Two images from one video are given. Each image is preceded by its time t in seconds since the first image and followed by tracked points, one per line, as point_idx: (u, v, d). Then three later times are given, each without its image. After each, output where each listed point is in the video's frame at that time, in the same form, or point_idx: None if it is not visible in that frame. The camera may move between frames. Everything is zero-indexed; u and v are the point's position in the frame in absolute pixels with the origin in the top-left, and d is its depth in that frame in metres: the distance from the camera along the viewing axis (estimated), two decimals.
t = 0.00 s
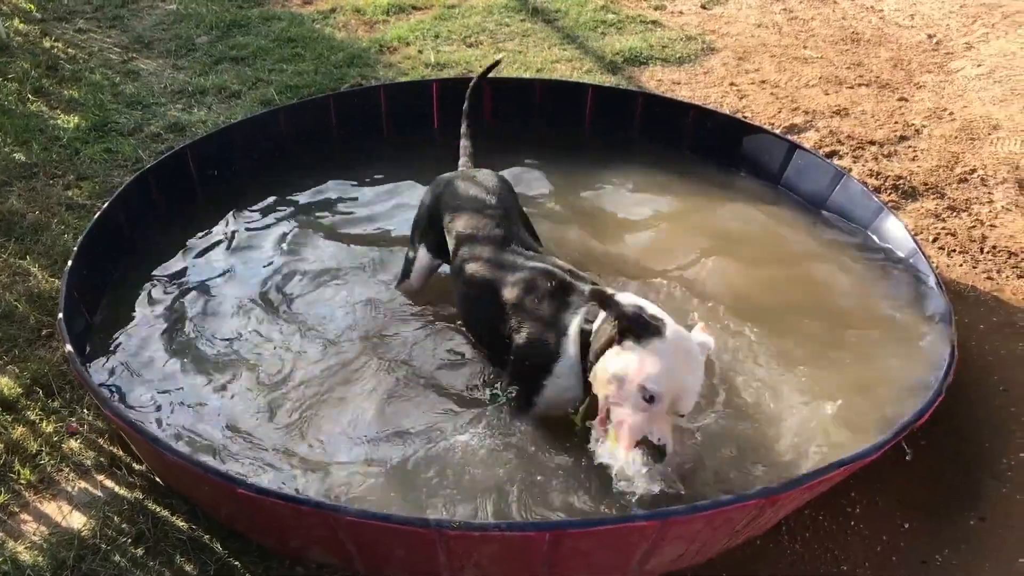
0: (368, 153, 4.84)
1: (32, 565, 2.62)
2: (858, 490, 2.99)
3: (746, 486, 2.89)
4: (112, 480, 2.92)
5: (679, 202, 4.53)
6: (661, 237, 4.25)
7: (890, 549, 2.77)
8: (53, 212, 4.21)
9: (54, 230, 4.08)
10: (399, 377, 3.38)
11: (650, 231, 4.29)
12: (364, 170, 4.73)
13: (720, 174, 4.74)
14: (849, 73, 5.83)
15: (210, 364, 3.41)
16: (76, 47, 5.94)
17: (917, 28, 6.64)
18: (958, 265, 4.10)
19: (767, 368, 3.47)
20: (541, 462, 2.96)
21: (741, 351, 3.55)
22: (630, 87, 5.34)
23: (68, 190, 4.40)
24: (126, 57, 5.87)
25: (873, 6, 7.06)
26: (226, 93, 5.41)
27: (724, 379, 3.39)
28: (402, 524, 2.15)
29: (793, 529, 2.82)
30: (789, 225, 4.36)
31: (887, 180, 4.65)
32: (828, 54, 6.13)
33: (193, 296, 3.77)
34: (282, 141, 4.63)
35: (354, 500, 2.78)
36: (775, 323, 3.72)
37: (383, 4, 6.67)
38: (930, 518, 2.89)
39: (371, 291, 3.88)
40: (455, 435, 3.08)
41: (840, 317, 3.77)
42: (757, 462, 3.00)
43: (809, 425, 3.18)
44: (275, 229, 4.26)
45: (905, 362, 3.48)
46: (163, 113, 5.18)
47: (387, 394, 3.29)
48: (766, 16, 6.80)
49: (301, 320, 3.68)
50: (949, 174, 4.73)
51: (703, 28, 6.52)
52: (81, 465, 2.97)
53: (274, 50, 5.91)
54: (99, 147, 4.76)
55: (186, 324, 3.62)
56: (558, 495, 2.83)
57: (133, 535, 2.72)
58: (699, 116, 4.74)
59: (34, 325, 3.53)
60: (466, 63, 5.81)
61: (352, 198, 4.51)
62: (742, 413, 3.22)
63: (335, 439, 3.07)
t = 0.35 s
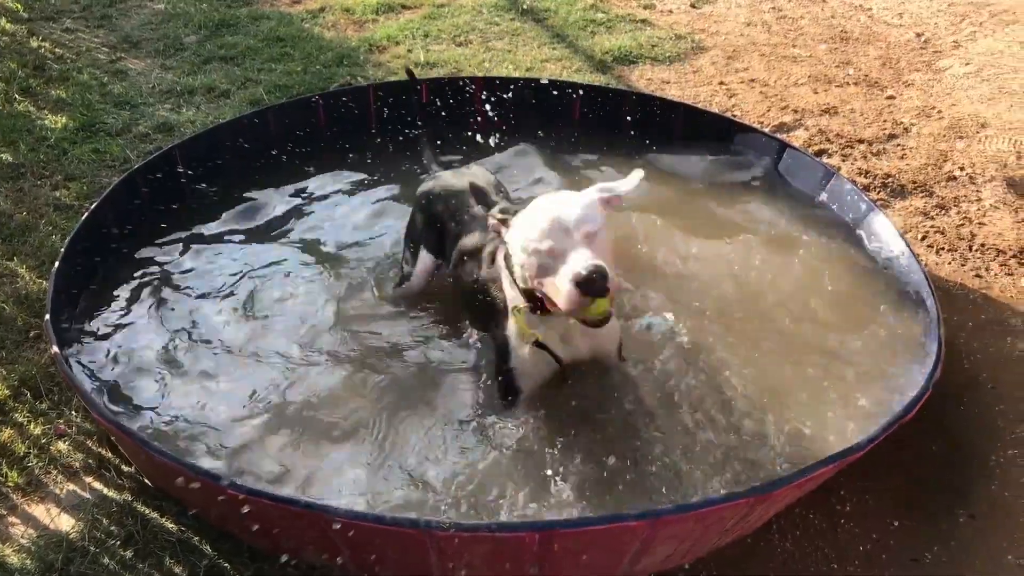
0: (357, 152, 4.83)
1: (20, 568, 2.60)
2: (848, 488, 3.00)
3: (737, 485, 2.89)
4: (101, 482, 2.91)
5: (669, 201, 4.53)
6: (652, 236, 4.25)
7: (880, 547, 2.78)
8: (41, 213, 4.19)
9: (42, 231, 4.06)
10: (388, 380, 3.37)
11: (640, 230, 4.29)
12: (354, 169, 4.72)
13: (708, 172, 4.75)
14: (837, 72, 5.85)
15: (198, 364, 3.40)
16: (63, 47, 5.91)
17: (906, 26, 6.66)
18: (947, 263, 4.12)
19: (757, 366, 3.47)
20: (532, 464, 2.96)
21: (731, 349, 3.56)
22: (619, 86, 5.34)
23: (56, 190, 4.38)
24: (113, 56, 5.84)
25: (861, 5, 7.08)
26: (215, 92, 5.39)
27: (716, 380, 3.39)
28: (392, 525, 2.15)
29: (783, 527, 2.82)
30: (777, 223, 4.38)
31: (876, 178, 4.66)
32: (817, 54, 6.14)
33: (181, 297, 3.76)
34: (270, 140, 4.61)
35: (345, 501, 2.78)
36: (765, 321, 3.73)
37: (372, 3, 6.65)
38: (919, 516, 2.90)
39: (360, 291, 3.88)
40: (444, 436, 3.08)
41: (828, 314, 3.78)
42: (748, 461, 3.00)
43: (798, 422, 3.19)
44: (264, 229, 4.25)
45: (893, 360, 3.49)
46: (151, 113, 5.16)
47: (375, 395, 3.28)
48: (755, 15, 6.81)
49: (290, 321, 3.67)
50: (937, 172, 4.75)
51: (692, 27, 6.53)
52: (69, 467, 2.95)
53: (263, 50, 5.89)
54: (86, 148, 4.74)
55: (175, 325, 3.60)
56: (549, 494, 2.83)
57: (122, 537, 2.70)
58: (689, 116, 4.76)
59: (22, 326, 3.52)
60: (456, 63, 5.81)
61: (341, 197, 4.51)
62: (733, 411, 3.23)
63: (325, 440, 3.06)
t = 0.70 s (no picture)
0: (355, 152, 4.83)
1: (16, 568, 2.60)
2: (845, 489, 3.00)
3: (734, 487, 2.89)
4: (97, 482, 2.90)
5: (667, 202, 4.53)
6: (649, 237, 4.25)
7: (877, 548, 2.78)
8: (37, 212, 4.18)
9: (38, 230, 4.05)
10: (384, 380, 3.36)
11: (638, 231, 4.29)
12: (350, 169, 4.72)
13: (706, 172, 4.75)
14: (835, 74, 5.86)
15: (194, 363, 3.39)
16: (60, 46, 5.89)
17: (903, 28, 6.67)
18: (944, 265, 4.12)
19: (754, 368, 3.47)
20: (529, 464, 2.96)
21: (728, 350, 3.56)
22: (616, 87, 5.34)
23: (52, 190, 4.37)
24: (110, 55, 5.83)
25: (859, 6, 7.08)
26: (212, 92, 5.38)
27: (713, 381, 3.39)
28: (389, 525, 2.14)
29: (780, 528, 2.82)
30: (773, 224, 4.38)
31: (873, 180, 4.67)
32: (815, 55, 6.14)
33: (177, 297, 3.75)
34: (267, 140, 4.61)
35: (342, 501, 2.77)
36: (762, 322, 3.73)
37: (370, 3, 6.65)
38: (916, 517, 2.90)
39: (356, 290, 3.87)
40: (441, 436, 3.07)
41: (823, 315, 3.78)
42: (745, 463, 3.00)
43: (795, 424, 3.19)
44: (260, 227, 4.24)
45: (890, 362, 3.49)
46: (148, 112, 5.15)
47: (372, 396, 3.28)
48: (753, 16, 6.82)
49: (286, 320, 3.67)
50: (934, 174, 4.75)
51: (690, 28, 6.53)
52: (65, 467, 2.95)
53: (260, 49, 5.89)
54: (83, 147, 4.73)
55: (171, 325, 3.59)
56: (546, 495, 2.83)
57: (118, 538, 2.70)
58: (687, 117, 4.76)
59: (18, 326, 3.51)
60: (453, 63, 5.81)
61: (337, 196, 4.50)
62: (730, 413, 3.23)
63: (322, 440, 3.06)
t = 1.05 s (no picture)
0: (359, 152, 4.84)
1: (20, 566, 2.60)
2: (848, 492, 3.00)
3: (737, 488, 2.88)
4: (101, 481, 2.90)
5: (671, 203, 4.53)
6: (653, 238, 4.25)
7: (880, 551, 2.78)
8: (42, 211, 4.19)
9: (43, 229, 4.06)
10: (389, 380, 3.37)
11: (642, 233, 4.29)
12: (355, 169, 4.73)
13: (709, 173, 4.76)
14: (839, 76, 5.85)
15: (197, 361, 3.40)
16: (65, 45, 5.91)
17: (908, 31, 6.67)
18: (948, 268, 4.12)
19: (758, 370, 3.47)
20: (533, 464, 2.96)
21: (732, 353, 3.56)
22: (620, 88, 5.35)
23: (57, 189, 4.37)
24: (115, 55, 5.84)
25: (863, 9, 7.08)
26: (217, 92, 5.39)
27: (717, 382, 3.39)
28: (392, 524, 2.15)
29: (783, 531, 2.82)
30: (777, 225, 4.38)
31: (877, 183, 4.67)
32: (819, 57, 6.14)
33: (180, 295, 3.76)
34: (271, 140, 4.62)
35: (345, 501, 2.78)
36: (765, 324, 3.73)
37: (375, 3, 6.66)
38: (918, 520, 2.90)
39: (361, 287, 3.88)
40: (445, 437, 3.07)
41: (827, 317, 3.78)
42: (749, 464, 3.00)
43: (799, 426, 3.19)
44: (262, 224, 4.24)
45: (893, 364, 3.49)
46: (153, 112, 5.16)
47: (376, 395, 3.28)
48: (758, 18, 6.82)
49: (289, 318, 3.67)
50: (938, 177, 4.75)
51: (694, 30, 6.54)
52: (70, 466, 2.95)
53: (265, 49, 5.90)
54: (88, 146, 4.74)
55: (174, 323, 3.60)
56: (550, 495, 2.83)
57: (122, 536, 2.70)
58: (690, 119, 4.77)
59: (23, 324, 3.51)
60: (458, 64, 5.81)
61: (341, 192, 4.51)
62: (733, 414, 3.23)
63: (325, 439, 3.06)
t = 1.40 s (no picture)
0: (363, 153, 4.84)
1: (24, 566, 2.60)
2: (852, 495, 2.99)
3: (742, 490, 2.88)
4: (105, 482, 2.91)
5: (675, 205, 4.53)
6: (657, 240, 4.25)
7: (884, 553, 2.78)
8: (47, 213, 4.19)
9: (47, 230, 4.07)
10: (393, 380, 3.37)
11: (646, 233, 4.29)
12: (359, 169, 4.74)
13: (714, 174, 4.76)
14: (843, 78, 5.85)
15: (201, 360, 3.40)
16: (70, 47, 5.92)
17: (912, 33, 6.66)
18: (952, 270, 4.12)
19: (763, 372, 3.47)
20: (537, 465, 2.96)
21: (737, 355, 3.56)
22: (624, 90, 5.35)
23: (62, 190, 4.38)
24: (120, 56, 5.86)
25: (868, 11, 7.08)
26: (221, 93, 5.40)
27: (721, 385, 3.39)
28: (395, 524, 2.15)
29: (787, 533, 2.81)
30: (781, 227, 4.38)
31: (882, 185, 4.66)
32: (823, 59, 6.14)
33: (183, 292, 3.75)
34: (275, 140, 4.62)
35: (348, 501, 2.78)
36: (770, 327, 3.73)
37: (379, 5, 6.67)
38: (923, 523, 2.90)
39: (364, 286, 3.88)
40: (449, 437, 3.07)
41: (831, 319, 3.77)
42: (753, 467, 2.99)
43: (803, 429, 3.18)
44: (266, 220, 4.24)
45: (897, 366, 3.48)
46: (158, 113, 5.17)
47: (380, 394, 3.28)
48: (762, 21, 6.81)
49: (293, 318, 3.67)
50: (943, 179, 4.75)
51: (699, 32, 6.53)
52: (74, 467, 2.96)
53: (270, 51, 5.91)
54: (93, 148, 4.75)
55: (178, 322, 3.60)
56: (554, 496, 2.82)
57: (126, 537, 2.70)
58: (694, 121, 4.77)
59: (28, 325, 3.52)
60: (462, 66, 5.82)
61: (344, 189, 4.50)
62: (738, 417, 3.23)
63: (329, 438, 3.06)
